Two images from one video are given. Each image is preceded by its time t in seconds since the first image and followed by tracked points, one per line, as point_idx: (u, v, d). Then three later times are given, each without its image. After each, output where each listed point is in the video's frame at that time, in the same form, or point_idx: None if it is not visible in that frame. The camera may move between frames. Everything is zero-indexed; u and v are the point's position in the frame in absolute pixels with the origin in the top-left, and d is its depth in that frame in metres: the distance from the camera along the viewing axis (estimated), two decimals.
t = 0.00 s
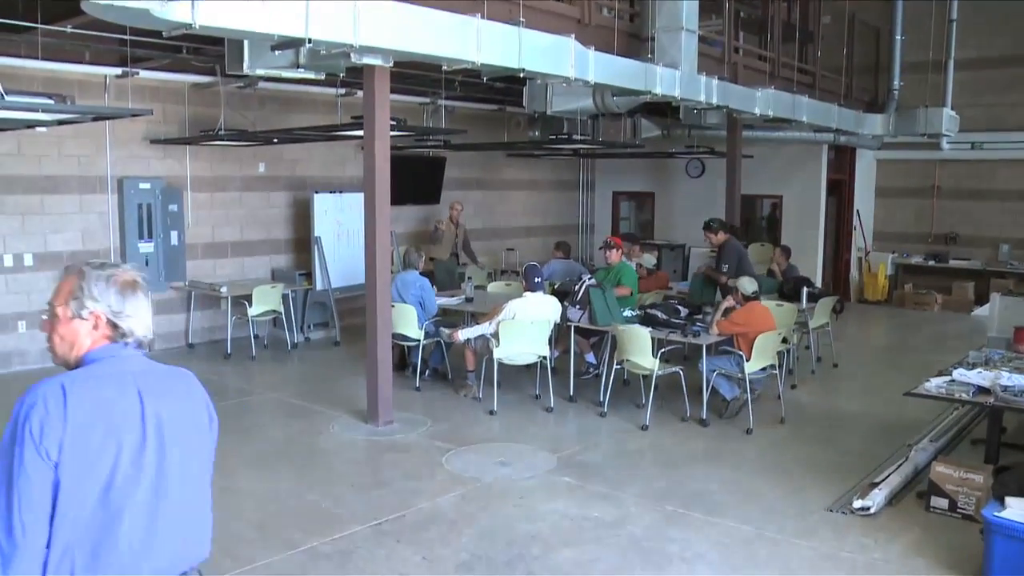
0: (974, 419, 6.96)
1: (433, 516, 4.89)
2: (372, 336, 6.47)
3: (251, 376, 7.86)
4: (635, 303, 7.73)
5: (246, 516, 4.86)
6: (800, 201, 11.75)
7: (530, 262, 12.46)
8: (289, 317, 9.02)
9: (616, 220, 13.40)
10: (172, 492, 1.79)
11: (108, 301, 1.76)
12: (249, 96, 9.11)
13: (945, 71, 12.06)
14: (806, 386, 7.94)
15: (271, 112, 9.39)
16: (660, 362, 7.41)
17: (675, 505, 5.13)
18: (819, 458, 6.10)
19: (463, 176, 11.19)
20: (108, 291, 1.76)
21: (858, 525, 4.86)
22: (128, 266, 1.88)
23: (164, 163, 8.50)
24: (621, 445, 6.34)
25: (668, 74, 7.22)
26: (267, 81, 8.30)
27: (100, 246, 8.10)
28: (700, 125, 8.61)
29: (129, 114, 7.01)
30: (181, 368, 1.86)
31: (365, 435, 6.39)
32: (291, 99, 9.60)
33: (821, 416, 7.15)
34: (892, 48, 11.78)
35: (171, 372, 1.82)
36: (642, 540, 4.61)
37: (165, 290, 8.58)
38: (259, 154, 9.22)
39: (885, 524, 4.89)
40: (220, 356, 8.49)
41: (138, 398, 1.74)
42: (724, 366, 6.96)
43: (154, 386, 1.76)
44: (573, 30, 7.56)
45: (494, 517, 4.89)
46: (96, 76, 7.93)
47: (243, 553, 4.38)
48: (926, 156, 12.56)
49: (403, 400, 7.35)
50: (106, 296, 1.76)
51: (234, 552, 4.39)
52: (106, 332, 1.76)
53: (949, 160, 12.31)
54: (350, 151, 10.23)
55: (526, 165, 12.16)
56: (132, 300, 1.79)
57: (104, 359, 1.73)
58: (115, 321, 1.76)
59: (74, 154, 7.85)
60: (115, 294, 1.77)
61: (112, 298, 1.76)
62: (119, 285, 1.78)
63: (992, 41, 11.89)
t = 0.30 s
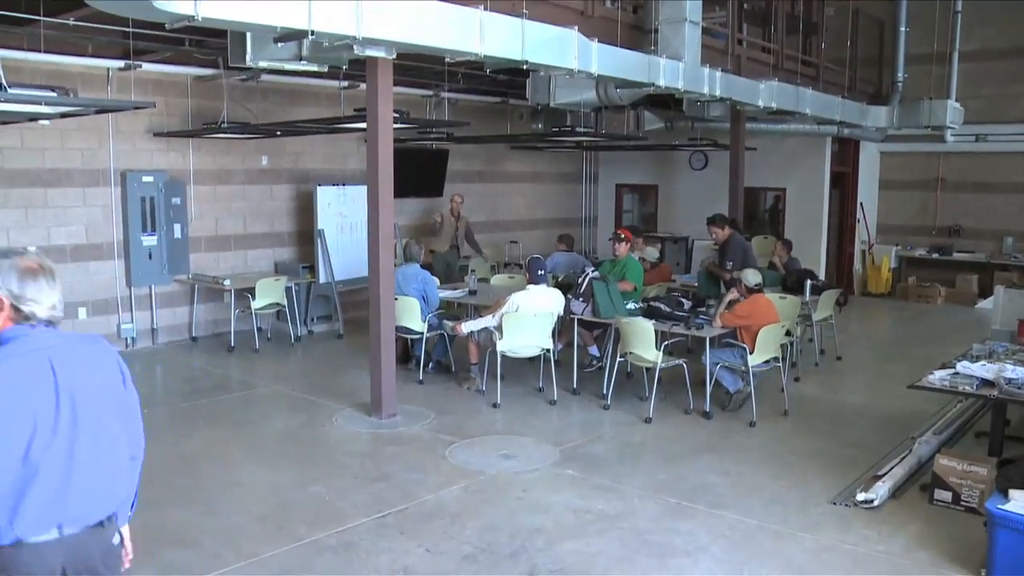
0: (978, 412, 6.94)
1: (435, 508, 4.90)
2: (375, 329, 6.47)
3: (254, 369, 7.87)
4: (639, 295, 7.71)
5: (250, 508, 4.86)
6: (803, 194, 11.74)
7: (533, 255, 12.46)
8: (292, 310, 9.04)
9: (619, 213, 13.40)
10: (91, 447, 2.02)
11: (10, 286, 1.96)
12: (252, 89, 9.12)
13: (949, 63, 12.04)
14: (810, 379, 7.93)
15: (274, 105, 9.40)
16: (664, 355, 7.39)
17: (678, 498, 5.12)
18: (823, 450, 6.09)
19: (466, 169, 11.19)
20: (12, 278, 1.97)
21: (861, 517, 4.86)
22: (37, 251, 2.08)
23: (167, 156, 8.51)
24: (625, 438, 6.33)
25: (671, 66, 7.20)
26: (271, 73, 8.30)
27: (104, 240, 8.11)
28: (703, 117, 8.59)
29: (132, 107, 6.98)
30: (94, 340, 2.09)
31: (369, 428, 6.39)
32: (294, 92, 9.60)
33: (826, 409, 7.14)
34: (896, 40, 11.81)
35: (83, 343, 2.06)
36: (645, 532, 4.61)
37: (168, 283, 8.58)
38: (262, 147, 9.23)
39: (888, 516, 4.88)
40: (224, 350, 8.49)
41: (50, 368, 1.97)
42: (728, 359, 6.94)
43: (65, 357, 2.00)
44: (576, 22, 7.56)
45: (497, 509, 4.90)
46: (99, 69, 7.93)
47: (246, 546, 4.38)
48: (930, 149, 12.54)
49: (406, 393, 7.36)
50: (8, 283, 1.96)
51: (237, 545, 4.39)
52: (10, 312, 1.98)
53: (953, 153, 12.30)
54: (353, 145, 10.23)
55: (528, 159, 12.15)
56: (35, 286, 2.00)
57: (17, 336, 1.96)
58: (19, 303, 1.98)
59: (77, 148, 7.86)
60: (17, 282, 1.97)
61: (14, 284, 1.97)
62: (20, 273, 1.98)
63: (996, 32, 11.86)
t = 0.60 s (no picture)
0: (981, 409, 6.94)
1: (438, 507, 4.90)
2: (377, 329, 6.46)
3: (257, 368, 7.88)
4: (641, 293, 7.72)
5: (252, 507, 4.86)
6: (805, 192, 11.74)
7: (535, 254, 12.45)
8: (294, 309, 9.05)
9: (621, 211, 13.40)
10: (33, 418, 2.28)
11: None
12: (253, 89, 9.12)
13: (950, 60, 12.03)
14: (812, 376, 7.92)
15: (275, 105, 9.40)
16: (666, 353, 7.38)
17: (681, 496, 5.12)
18: (825, 448, 6.09)
19: (467, 168, 11.20)
20: None
21: (864, 515, 4.86)
22: None
23: (169, 156, 8.52)
24: (627, 436, 6.33)
25: (673, 64, 7.19)
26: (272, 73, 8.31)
27: (105, 240, 8.12)
28: (705, 115, 8.59)
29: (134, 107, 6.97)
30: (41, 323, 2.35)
31: (371, 427, 6.39)
32: (296, 92, 9.60)
33: (828, 406, 7.13)
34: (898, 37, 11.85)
35: (29, 325, 2.32)
36: (648, 530, 4.61)
37: (170, 283, 8.60)
38: (263, 147, 9.24)
39: (891, 514, 4.88)
40: (226, 349, 8.50)
41: None
42: (729, 357, 6.93)
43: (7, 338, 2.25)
44: (577, 20, 7.55)
45: (500, 508, 4.90)
46: (100, 69, 7.92)
47: (249, 545, 4.38)
48: (932, 146, 12.53)
49: (409, 392, 7.36)
50: None
51: (240, 544, 4.39)
52: None
53: (955, 150, 12.29)
54: (354, 144, 10.22)
55: (529, 157, 12.15)
56: None
57: None
58: None
59: (79, 148, 7.87)
60: None
61: None
62: None
63: (998, 29, 11.86)
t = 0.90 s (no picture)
0: (981, 410, 6.94)
1: (438, 509, 4.90)
2: (376, 331, 6.45)
3: (256, 370, 7.88)
4: (641, 295, 7.70)
5: (252, 510, 4.86)
6: (804, 194, 11.75)
7: (534, 255, 12.46)
8: (294, 311, 9.05)
9: (620, 212, 13.41)
10: None
11: None
12: (253, 90, 9.12)
13: (949, 62, 12.04)
14: (812, 378, 7.92)
15: (275, 106, 9.41)
16: (665, 355, 7.37)
17: (680, 497, 5.12)
18: (824, 450, 6.09)
19: (467, 169, 11.21)
20: None
21: (863, 516, 4.86)
22: None
23: (168, 158, 8.52)
24: (627, 437, 6.33)
25: (672, 66, 7.21)
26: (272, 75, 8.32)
27: (104, 242, 8.11)
28: (704, 117, 8.61)
29: (133, 110, 6.95)
30: None
31: (371, 429, 6.39)
32: (295, 93, 9.61)
33: (828, 408, 7.13)
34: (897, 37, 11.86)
35: None
36: (647, 532, 4.61)
37: (170, 285, 8.60)
38: (263, 148, 9.24)
39: (891, 515, 4.88)
40: (225, 351, 8.50)
41: None
42: (729, 359, 6.93)
43: None
44: (577, 22, 7.56)
45: (499, 510, 4.90)
46: (99, 71, 7.92)
47: (248, 547, 4.38)
48: (931, 147, 12.53)
49: (409, 394, 7.36)
50: None
51: (240, 546, 4.39)
52: None
53: (954, 151, 12.29)
54: (354, 146, 10.23)
55: (529, 159, 12.15)
56: None
57: None
58: None
59: (78, 150, 7.86)
60: None
61: None
62: None
63: (997, 31, 11.87)
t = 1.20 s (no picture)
0: (981, 410, 6.94)
1: (439, 509, 4.90)
2: (377, 331, 6.45)
3: (257, 370, 7.88)
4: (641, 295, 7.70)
5: (252, 510, 4.86)
6: (804, 193, 11.75)
7: (534, 255, 12.46)
8: (294, 311, 9.06)
9: (620, 212, 13.41)
10: None
11: None
12: (252, 90, 9.12)
13: (949, 61, 12.04)
14: (812, 378, 7.92)
15: (275, 106, 9.42)
16: (665, 354, 7.37)
17: (680, 497, 5.13)
18: (825, 449, 6.09)
19: (467, 169, 11.21)
20: None
21: (864, 515, 4.86)
22: None
23: (169, 158, 8.52)
24: (627, 437, 6.33)
25: (672, 66, 7.21)
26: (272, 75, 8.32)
27: (104, 242, 8.11)
28: (704, 116, 8.61)
29: (132, 110, 6.95)
30: None
31: (371, 429, 6.38)
32: (295, 93, 9.61)
33: (829, 408, 7.12)
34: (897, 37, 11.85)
35: None
36: (648, 532, 4.61)
37: (170, 285, 8.61)
38: (263, 148, 9.25)
39: (891, 515, 4.88)
40: (226, 351, 8.50)
41: None
42: (729, 359, 6.93)
43: None
44: (576, 22, 7.56)
45: (499, 510, 4.90)
46: (98, 72, 7.92)
47: (249, 547, 4.38)
48: (931, 146, 12.53)
49: (409, 394, 7.36)
50: None
51: (240, 546, 4.39)
52: None
53: (954, 151, 12.29)
54: (354, 146, 10.23)
55: (529, 158, 12.15)
56: None
57: None
58: None
59: (78, 150, 7.86)
60: None
61: None
62: None
63: (997, 30, 11.87)
